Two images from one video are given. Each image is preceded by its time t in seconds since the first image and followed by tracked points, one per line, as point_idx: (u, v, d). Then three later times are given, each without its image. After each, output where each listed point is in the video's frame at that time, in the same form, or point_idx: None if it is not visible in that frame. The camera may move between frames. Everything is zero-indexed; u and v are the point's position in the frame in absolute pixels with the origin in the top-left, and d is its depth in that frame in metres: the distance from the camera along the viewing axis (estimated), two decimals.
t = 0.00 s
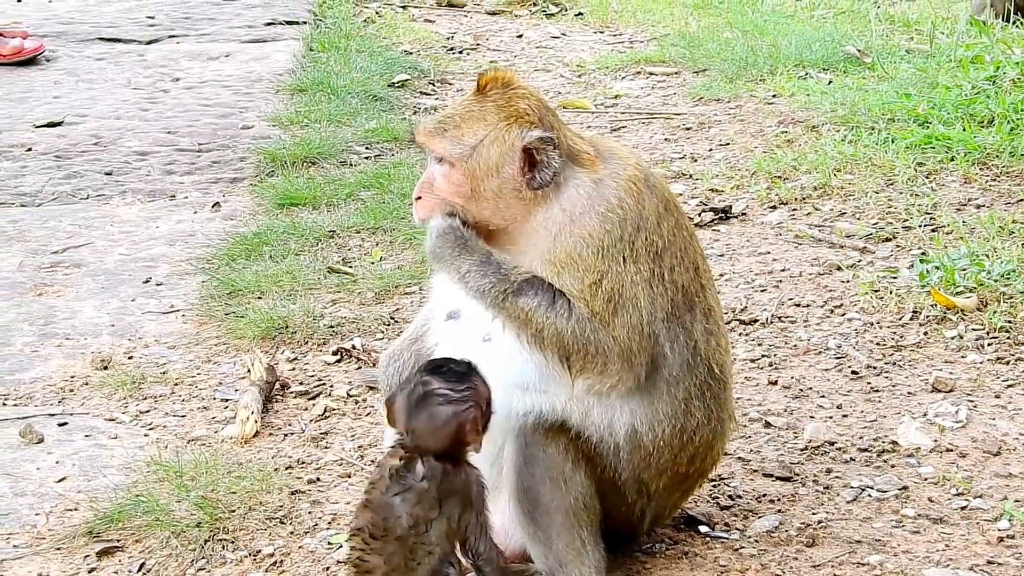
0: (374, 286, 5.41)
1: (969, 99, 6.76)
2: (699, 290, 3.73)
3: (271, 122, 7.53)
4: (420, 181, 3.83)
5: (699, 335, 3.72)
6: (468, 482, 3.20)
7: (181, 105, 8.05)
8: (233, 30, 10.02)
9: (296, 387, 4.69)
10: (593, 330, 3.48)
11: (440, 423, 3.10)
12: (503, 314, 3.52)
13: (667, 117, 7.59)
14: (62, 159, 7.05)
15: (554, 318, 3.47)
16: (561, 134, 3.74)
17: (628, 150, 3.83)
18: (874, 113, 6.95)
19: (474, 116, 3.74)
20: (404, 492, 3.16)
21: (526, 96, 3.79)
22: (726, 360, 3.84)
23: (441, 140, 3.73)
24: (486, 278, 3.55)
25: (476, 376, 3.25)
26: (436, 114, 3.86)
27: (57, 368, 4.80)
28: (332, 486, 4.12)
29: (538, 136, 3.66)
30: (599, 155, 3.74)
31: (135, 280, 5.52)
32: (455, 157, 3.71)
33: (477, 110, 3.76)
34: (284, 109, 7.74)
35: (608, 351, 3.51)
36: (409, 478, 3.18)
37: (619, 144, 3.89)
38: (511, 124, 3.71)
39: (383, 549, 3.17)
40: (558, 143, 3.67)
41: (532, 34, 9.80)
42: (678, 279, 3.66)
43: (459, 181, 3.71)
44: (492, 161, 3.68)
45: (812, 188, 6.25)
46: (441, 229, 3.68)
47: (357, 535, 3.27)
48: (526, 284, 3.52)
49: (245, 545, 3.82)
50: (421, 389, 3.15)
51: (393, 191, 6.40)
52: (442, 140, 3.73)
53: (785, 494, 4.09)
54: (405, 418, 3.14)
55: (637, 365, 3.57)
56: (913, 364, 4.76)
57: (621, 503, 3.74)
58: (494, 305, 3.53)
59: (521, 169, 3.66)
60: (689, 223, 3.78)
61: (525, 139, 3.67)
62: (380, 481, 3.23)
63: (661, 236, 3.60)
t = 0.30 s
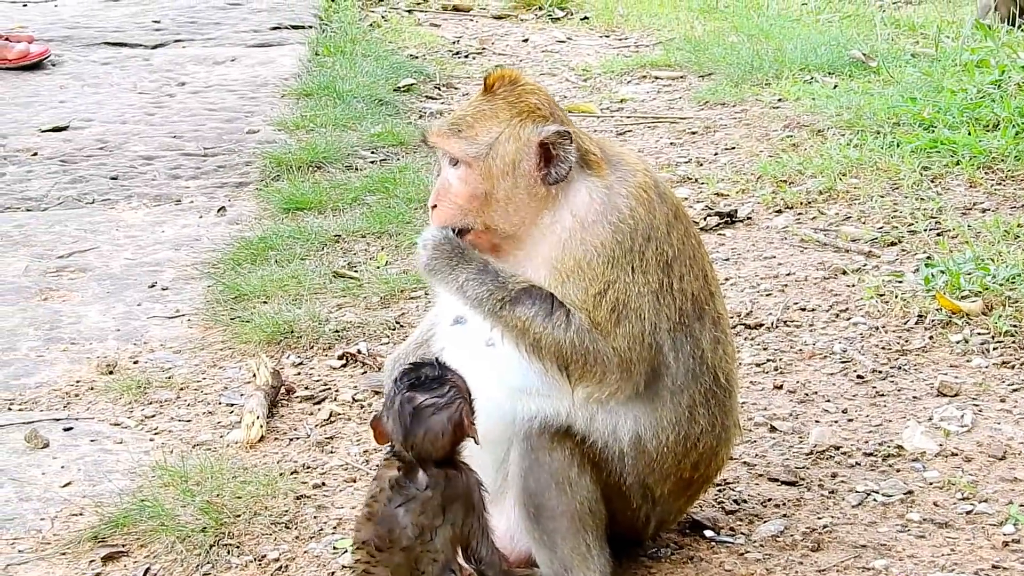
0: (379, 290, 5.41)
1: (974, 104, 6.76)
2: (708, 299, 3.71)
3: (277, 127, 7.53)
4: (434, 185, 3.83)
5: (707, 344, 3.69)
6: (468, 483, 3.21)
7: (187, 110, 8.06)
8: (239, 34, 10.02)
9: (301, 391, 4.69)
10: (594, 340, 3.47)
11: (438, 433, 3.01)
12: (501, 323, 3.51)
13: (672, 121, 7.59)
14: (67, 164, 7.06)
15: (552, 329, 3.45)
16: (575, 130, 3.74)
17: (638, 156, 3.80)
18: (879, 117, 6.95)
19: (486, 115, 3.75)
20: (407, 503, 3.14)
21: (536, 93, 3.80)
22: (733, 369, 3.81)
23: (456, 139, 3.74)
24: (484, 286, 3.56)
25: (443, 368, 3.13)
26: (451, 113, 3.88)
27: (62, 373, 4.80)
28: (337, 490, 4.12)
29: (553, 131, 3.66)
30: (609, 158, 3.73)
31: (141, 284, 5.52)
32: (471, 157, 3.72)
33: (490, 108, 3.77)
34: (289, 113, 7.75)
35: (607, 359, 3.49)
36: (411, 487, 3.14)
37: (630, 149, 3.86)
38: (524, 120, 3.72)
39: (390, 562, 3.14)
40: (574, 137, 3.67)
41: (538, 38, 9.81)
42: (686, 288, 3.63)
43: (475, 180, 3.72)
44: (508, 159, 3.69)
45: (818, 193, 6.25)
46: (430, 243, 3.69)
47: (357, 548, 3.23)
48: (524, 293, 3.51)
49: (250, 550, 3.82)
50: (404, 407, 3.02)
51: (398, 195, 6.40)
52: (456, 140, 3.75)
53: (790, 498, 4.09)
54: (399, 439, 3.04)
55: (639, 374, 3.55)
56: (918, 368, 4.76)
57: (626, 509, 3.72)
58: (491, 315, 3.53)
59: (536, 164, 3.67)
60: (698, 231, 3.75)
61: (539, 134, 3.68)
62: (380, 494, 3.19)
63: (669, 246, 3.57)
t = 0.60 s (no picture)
0: (384, 296, 5.42)
1: (979, 110, 6.77)
2: (713, 305, 3.70)
3: (282, 133, 7.54)
4: (442, 194, 3.84)
5: (712, 350, 3.68)
6: (457, 482, 3.28)
7: (192, 115, 8.07)
8: (244, 40, 10.03)
9: (307, 397, 4.70)
10: (600, 346, 3.46)
11: (398, 438, 3.14)
12: (507, 330, 3.51)
13: (677, 127, 7.59)
14: (73, 169, 7.07)
15: (559, 335, 3.44)
16: (581, 136, 3.75)
17: (642, 162, 3.80)
18: (884, 124, 6.95)
19: (493, 122, 3.77)
20: (402, 509, 3.19)
21: (541, 100, 3.82)
22: (737, 375, 3.81)
23: (463, 146, 3.76)
24: (489, 293, 3.56)
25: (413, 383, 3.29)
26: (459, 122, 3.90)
27: (67, 378, 4.81)
28: (343, 495, 4.12)
29: (560, 136, 3.67)
30: (614, 164, 3.72)
31: (147, 290, 5.53)
32: (478, 164, 3.74)
33: (497, 116, 3.79)
34: (294, 119, 7.76)
35: (613, 365, 3.48)
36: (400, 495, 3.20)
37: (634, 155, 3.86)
38: (531, 126, 3.73)
39: (392, 568, 3.17)
40: (581, 142, 3.67)
41: (542, 45, 9.82)
42: (691, 294, 3.63)
43: (482, 187, 3.73)
44: (515, 165, 3.70)
45: (822, 199, 6.25)
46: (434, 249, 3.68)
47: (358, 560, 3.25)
48: (530, 300, 3.50)
49: (256, 555, 3.82)
50: (368, 416, 3.19)
51: (403, 201, 6.41)
52: (463, 147, 3.76)
53: (795, 504, 4.09)
54: (366, 448, 3.19)
55: (645, 379, 3.54)
56: (923, 374, 4.76)
57: (630, 515, 3.71)
58: (497, 320, 3.52)
59: (543, 170, 3.67)
60: (702, 237, 3.75)
61: (547, 139, 3.69)
62: (373, 505, 3.24)
63: (675, 251, 3.57)
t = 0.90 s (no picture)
0: (387, 301, 5.42)
1: (983, 115, 6.77)
2: (715, 307, 3.69)
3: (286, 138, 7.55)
4: (440, 199, 3.79)
5: (714, 352, 3.68)
6: (443, 472, 3.29)
7: (196, 121, 8.08)
8: (248, 46, 10.04)
9: (310, 402, 4.70)
10: (601, 346, 3.45)
11: (383, 450, 3.17)
12: (507, 331, 3.50)
13: (680, 132, 7.59)
14: (77, 175, 7.08)
15: (559, 335, 3.43)
16: (581, 144, 3.73)
17: (644, 166, 3.79)
18: (888, 128, 6.95)
19: (493, 129, 3.72)
20: (392, 515, 3.22)
21: (541, 108, 3.79)
22: (738, 378, 3.80)
23: (462, 153, 3.70)
24: (491, 293, 3.54)
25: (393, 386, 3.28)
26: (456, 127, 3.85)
27: (71, 384, 4.81)
28: (346, 500, 4.12)
29: (560, 145, 3.64)
30: (615, 168, 3.71)
31: (150, 295, 5.54)
32: (477, 171, 3.69)
33: (497, 123, 3.75)
34: (298, 124, 7.77)
35: (614, 365, 3.47)
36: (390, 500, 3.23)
37: (635, 160, 3.85)
38: (532, 135, 3.69)
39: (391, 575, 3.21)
40: (582, 151, 3.65)
41: (546, 49, 9.82)
42: (693, 296, 3.62)
43: (481, 195, 3.69)
44: (516, 173, 3.66)
45: (826, 204, 6.25)
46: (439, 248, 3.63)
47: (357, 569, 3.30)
48: (530, 300, 3.49)
49: (259, 560, 3.82)
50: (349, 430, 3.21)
51: (407, 206, 6.41)
52: (462, 152, 3.71)
53: (798, 509, 4.08)
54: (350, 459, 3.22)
55: (647, 380, 3.53)
56: (926, 379, 4.76)
57: (633, 519, 3.71)
58: (497, 322, 3.51)
59: (543, 179, 3.64)
60: (704, 240, 3.74)
61: (547, 149, 3.65)
62: (364, 513, 3.27)
63: (675, 253, 3.56)
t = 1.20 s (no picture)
0: (391, 306, 5.43)
1: (986, 119, 6.77)
2: (719, 312, 3.69)
3: (290, 143, 7.56)
4: (448, 207, 3.80)
5: (718, 356, 3.67)
6: (444, 474, 3.30)
7: (200, 126, 8.09)
8: (252, 51, 10.05)
9: (313, 407, 4.70)
10: (606, 350, 3.45)
11: (397, 445, 3.23)
12: (512, 335, 3.51)
13: (684, 137, 7.60)
14: (81, 180, 7.09)
15: (563, 339, 3.45)
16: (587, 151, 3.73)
17: (650, 172, 3.79)
18: (891, 133, 6.95)
19: (499, 137, 3.73)
20: (396, 520, 3.22)
21: (548, 115, 3.79)
22: (744, 382, 3.79)
23: (468, 162, 3.72)
24: (496, 296, 3.56)
25: (402, 390, 3.41)
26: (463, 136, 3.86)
27: (75, 388, 4.82)
28: (350, 504, 4.12)
29: (566, 151, 3.64)
30: (620, 173, 3.71)
31: (154, 300, 5.54)
32: (483, 179, 3.70)
33: (503, 130, 3.76)
34: (302, 129, 7.77)
35: (619, 369, 3.47)
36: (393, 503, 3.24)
37: (644, 167, 3.85)
38: (538, 142, 3.70)
39: None
40: (588, 157, 3.65)
41: (550, 54, 9.83)
42: (697, 301, 3.62)
43: (487, 203, 3.70)
44: (522, 180, 3.67)
45: (830, 208, 6.25)
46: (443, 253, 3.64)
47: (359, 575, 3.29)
48: (534, 304, 3.50)
49: (263, 565, 3.82)
50: (363, 424, 3.27)
51: (410, 211, 6.42)
52: (468, 162, 3.72)
53: (802, 513, 4.08)
54: (362, 455, 3.26)
55: (652, 385, 3.53)
56: (930, 383, 4.76)
57: (637, 524, 3.70)
58: (502, 326, 3.53)
59: (549, 185, 3.64)
60: (710, 245, 3.74)
61: (553, 155, 3.66)
62: (367, 518, 3.27)
63: (681, 257, 3.56)
